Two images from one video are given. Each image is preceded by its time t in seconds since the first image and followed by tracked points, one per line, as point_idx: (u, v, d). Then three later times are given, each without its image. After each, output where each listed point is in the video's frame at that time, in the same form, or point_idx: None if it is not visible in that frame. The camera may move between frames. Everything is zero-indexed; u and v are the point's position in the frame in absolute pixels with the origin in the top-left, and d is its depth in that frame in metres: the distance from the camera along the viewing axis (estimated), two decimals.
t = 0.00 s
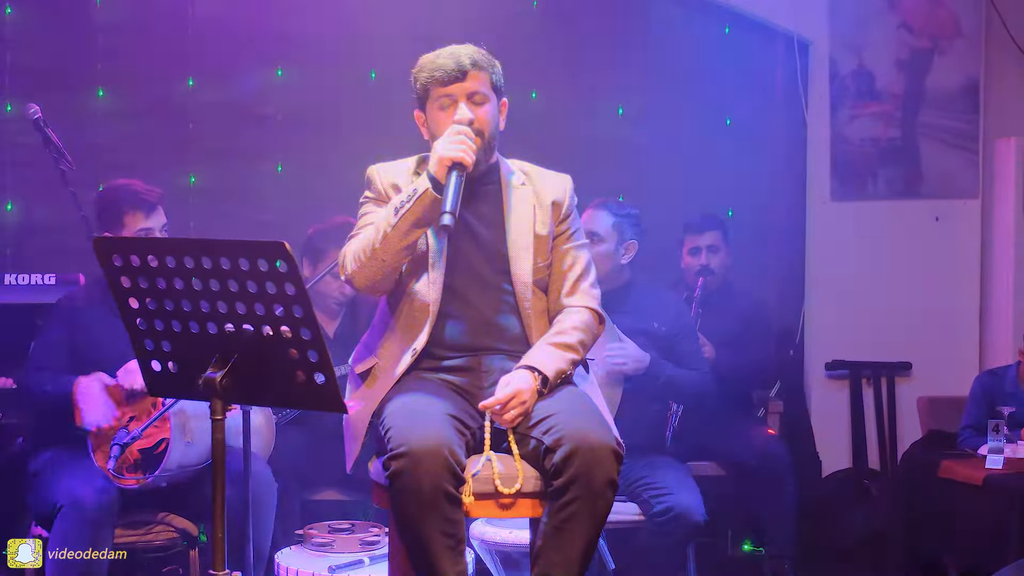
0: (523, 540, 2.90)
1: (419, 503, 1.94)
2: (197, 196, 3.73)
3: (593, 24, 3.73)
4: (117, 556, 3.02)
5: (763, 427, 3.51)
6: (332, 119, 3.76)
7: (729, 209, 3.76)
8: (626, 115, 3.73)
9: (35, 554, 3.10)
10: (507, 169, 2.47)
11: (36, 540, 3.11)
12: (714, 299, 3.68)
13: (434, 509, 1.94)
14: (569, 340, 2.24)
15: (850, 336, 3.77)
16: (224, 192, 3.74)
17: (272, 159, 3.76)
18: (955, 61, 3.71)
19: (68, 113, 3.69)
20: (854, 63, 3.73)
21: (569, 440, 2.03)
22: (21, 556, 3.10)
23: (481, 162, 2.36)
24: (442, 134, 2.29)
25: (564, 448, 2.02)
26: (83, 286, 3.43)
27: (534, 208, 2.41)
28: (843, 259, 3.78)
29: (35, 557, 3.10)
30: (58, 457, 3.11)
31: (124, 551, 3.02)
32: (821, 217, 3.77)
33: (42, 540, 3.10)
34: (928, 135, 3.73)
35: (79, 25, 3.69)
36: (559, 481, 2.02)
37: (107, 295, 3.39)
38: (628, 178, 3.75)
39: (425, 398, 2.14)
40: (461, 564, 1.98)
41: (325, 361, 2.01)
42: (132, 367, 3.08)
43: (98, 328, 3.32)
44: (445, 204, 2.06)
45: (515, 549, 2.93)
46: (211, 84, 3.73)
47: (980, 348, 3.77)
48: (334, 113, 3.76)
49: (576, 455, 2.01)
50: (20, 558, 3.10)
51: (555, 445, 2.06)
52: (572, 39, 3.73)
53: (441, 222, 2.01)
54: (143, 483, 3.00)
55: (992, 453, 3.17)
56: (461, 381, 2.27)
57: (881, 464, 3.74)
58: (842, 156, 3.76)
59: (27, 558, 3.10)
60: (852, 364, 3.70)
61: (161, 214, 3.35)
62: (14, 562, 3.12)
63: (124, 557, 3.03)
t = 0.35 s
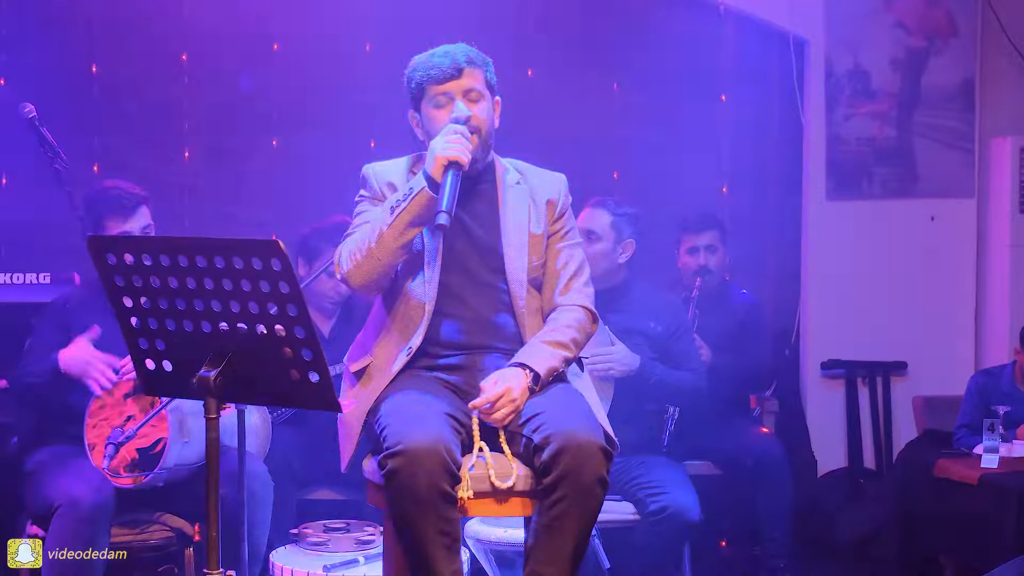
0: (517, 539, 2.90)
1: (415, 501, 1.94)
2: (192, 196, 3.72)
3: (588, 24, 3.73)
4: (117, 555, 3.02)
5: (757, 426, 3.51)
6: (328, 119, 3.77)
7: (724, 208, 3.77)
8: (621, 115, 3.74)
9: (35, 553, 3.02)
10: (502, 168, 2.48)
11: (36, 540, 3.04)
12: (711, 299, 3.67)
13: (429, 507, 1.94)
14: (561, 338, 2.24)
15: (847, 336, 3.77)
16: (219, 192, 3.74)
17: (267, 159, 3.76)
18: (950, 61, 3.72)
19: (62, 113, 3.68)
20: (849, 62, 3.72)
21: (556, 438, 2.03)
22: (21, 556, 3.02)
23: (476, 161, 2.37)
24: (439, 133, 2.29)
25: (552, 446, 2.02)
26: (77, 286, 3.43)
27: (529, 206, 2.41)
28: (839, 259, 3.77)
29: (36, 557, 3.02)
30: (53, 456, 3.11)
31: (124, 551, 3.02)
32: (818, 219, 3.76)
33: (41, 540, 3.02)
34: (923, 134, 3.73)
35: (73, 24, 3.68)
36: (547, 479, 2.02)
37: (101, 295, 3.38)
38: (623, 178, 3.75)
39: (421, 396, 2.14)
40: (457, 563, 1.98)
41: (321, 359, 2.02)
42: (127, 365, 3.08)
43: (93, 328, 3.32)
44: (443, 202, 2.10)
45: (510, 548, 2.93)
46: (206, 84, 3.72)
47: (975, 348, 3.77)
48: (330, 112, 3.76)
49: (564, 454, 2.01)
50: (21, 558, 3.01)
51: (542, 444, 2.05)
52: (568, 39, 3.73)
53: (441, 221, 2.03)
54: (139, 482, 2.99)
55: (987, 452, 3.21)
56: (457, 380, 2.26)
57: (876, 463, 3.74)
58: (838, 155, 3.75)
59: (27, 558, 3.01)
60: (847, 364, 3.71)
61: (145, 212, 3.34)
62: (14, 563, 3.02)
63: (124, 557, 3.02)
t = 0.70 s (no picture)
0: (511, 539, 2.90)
1: (408, 498, 1.93)
2: (187, 195, 3.73)
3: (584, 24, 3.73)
4: (118, 555, 3.01)
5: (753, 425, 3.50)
6: (325, 118, 3.77)
7: (720, 208, 3.76)
8: (615, 114, 3.74)
9: (34, 553, 2.97)
10: (496, 167, 2.47)
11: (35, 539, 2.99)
12: (708, 300, 3.66)
13: (422, 505, 1.94)
14: (553, 337, 2.23)
15: (843, 335, 3.77)
16: (214, 191, 3.74)
17: (263, 159, 3.76)
18: (946, 60, 3.72)
19: (58, 113, 3.69)
20: (844, 62, 3.74)
21: (547, 436, 2.02)
22: (21, 556, 2.98)
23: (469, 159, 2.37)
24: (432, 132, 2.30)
25: (543, 444, 2.01)
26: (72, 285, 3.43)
27: (521, 205, 2.41)
28: (835, 258, 3.77)
29: (34, 557, 2.97)
30: (47, 455, 3.12)
31: (124, 550, 3.01)
32: (812, 215, 3.77)
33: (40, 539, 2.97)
34: (920, 134, 3.72)
35: (68, 24, 3.69)
36: (539, 478, 2.01)
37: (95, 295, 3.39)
38: (619, 178, 3.74)
39: (414, 395, 2.14)
40: (451, 562, 1.97)
41: (313, 359, 2.01)
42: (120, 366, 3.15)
43: (88, 327, 3.33)
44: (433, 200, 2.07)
45: (505, 548, 2.92)
46: (202, 84, 3.73)
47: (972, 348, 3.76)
48: (325, 112, 3.77)
49: (554, 452, 2.00)
50: (20, 558, 2.98)
51: (533, 442, 2.05)
52: (563, 38, 3.73)
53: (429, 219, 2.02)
54: (131, 482, 3.02)
55: (981, 451, 3.26)
56: (450, 378, 2.25)
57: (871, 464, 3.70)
58: (832, 153, 3.76)
59: (26, 558, 2.97)
60: (844, 363, 3.73)
61: (131, 207, 3.41)
62: (14, 563, 3.00)
63: (124, 555, 3.01)
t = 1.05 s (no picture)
0: (505, 538, 2.90)
1: (400, 497, 1.94)
2: (183, 194, 3.74)
3: (579, 23, 3.73)
4: (118, 555, 2.99)
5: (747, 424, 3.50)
6: (320, 118, 3.78)
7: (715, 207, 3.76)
8: (611, 114, 3.74)
9: (35, 553, 2.95)
10: (489, 167, 2.47)
11: (35, 539, 2.96)
12: (703, 299, 3.65)
13: (414, 504, 1.94)
14: (547, 336, 2.23)
15: (840, 335, 3.77)
16: (211, 191, 3.75)
17: (259, 159, 3.77)
18: (942, 60, 3.72)
19: (55, 112, 3.70)
20: (840, 61, 3.74)
21: (542, 435, 2.03)
22: (21, 556, 2.95)
23: (462, 158, 2.37)
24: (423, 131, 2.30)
25: (537, 444, 2.02)
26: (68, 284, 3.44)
27: (515, 205, 2.41)
28: (832, 259, 3.76)
29: (35, 556, 2.95)
30: (41, 455, 3.13)
31: (124, 550, 2.99)
32: (807, 216, 3.76)
33: (40, 539, 2.95)
34: (916, 134, 3.72)
35: (64, 23, 3.69)
36: (533, 477, 2.01)
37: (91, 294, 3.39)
38: (614, 177, 3.74)
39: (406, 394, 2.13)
40: (443, 561, 1.97)
41: (305, 358, 2.01)
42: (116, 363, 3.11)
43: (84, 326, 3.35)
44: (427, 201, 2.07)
45: (499, 547, 2.93)
46: (198, 83, 3.74)
47: (968, 348, 3.77)
48: (322, 111, 3.77)
49: (549, 451, 2.00)
50: (20, 558, 2.94)
51: (528, 442, 2.05)
52: (558, 38, 3.73)
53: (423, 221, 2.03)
54: (126, 480, 3.00)
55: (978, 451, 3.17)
56: (443, 378, 2.25)
57: (868, 463, 3.74)
58: (829, 153, 3.76)
59: (26, 558, 2.94)
60: (839, 363, 3.73)
61: (91, 211, 3.40)
62: (13, 562, 2.96)
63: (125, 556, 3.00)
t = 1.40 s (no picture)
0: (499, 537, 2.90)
1: (392, 497, 1.93)
2: (180, 195, 3.75)
3: (575, 24, 3.74)
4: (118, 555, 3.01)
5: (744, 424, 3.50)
6: (317, 119, 3.78)
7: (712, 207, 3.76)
8: (607, 114, 3.74)
9: (36, 553, 2.93)
10: (483, 168, 2.47)
11: (36, 538, 2.94)
12: (699, 299, 3.65)
13: (407, 503, 1.94)
14: (542, 337, 2.23)
15: (836, 335, 3.77)
16: (208, 191, 3.76)
17: (256, 159, 3.78)
18: (939, 60, 3.71)
19: (52, 113, 3.71)
20: (838, 62, 3.73)
21: (535, 435, 2.02)
22: (21, 556, 2.93)
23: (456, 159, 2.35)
24: (417, 131, 2.29)
25: (530, 443, 2.01)
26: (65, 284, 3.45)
27: (509, 205, 2.40)
28: (827, 259, 3.78)
29: (36, 557, 2.93)
30: (38, 454, 3.13)
31: (124, 551, 3.01)
32: (803, 216, 3.78)
33: (40, 539, 2.94)
34: (914, 134, 3.72)
35: (62, 24, 3.70)
36: (527, 477, 2.01)
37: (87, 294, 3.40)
38: (610, 178, 3.75)
39: (399, 394, 2.13)
40: (436, 560, 1.97)
41: (298, 357, 2.01)
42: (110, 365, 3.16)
43: (80, 327, 3.35)
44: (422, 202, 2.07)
45: (493, 547, 2.93)
46: (195, 84, 3.75)
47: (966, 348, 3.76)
48: (318, 111, 3.78)
49: (543, 451, 2.00)
50: (21, 558, 2.93)
51: (521, 441, 2.04)
52: (554, 39, 3.74)
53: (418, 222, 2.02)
54: (122, 480, 3.03)
55: (975, 451, 3.20)
56: (438, 378, 2.24)
57: (866, 464, 3.72)
58: (824, 154, 3.76)
59: (27, 559, 2.93)
60: (836, 363, 3.73)
61: (83, 211, 3.41)
62: (14, 562, 2.95)
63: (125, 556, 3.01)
